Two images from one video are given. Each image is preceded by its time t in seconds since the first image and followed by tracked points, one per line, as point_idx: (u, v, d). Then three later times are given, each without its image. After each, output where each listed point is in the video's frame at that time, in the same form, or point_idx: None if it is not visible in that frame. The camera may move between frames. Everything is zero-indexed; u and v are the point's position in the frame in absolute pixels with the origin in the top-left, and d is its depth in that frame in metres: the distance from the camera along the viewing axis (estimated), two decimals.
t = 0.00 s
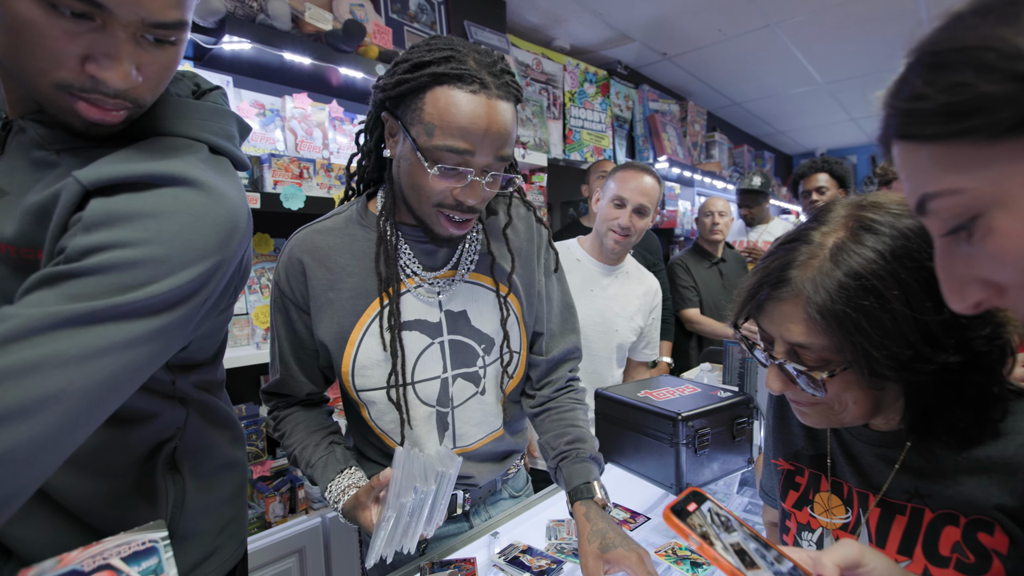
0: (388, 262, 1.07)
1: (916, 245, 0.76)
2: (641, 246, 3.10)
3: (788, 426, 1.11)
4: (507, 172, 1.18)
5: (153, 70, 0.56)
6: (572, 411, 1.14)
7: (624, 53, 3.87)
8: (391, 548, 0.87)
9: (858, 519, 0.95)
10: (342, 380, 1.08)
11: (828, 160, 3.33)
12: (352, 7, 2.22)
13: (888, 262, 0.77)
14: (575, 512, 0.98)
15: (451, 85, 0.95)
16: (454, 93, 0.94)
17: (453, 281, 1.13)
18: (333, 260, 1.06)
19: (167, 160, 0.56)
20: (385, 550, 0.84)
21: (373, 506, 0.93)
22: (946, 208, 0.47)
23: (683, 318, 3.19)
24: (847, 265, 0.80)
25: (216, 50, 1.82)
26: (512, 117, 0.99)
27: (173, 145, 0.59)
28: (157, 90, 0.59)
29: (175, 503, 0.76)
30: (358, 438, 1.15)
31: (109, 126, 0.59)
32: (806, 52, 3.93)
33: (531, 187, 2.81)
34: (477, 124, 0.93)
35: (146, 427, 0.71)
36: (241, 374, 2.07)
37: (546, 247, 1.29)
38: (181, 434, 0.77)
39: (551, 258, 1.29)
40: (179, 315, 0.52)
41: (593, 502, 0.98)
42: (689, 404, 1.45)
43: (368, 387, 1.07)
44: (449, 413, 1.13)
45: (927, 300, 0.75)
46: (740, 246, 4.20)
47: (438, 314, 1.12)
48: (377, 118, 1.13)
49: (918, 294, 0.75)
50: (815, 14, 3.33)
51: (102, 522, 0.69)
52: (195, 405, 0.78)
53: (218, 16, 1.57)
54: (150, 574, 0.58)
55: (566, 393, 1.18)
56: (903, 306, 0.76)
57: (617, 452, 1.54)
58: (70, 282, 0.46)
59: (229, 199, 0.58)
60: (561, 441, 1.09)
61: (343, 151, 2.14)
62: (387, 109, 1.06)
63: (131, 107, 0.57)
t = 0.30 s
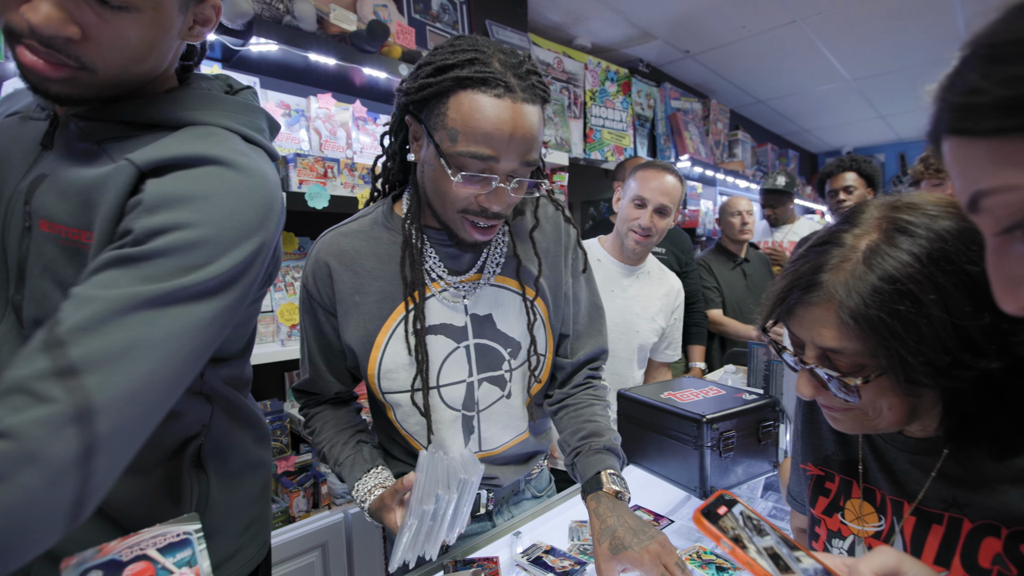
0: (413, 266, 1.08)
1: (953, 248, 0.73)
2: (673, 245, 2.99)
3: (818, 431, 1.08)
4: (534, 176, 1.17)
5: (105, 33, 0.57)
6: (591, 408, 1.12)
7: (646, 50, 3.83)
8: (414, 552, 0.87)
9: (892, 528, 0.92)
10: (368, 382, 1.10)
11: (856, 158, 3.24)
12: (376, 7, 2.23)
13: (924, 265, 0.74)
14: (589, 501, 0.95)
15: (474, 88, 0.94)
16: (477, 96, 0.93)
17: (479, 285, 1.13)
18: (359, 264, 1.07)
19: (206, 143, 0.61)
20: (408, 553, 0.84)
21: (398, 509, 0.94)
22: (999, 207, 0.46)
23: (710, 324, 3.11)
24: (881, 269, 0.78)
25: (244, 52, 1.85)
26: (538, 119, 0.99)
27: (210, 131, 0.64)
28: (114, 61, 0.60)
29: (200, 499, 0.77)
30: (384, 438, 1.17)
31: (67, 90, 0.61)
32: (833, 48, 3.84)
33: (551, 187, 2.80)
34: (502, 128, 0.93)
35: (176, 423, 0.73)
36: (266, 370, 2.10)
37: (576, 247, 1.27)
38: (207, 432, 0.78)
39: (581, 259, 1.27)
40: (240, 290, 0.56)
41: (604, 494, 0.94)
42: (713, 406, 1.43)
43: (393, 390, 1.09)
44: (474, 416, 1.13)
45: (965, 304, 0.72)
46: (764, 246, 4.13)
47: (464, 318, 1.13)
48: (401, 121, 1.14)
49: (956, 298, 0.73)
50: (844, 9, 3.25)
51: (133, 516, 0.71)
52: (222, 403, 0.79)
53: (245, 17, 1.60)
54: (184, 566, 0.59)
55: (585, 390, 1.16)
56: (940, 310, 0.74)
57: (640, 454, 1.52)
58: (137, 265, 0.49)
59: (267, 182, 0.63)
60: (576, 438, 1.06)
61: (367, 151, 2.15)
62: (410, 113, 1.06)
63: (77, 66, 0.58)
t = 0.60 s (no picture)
0: (425, 271, 1.09)
1: (974, 251, 0.74)
2: (690, 247, 2.89)
3: (829, 436, 1.08)
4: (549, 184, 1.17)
5: (109, 25, 0.59)
6: (584, 431, 1.06)
7: (654, 54, 3.83)
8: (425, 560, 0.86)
9: (905, 534, 0.92)
10: (378, 386, 1.11)
11: (864, 162, 3.22)
12: (386, 12, 2.23)
13: (946, 270, 0.75)
14: (549, 536, 0.91)
15: (491, 94, 0.95)
16: (494, 102, 0.94)
17: (489, 290, 1.14)
18: (371, 267, 1.08)
19: (226, 141, 0.66)
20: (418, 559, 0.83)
21: (407, 514, 0.95)
22: None
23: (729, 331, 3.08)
24: (902, 273, 0.78)
25: (255, 56, 1.87)
26: (555, 125, 0.99)
27: (223, 124, 0.69)
28: (123, 53, 0.61)
29: (216, 499, 0.78)
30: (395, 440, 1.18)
31: (84, 87, 0.62)
32: (842, 51, 3.83)
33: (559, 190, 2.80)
34: (519, 134, 0.94)
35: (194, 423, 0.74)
36: (274, 372, 2.12)
37: (589, 255, 1.22)
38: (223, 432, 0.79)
39: (593, 269, 1.22)
40: (284, 279, 0.65)
41: (566, 534, 0.89)
42: (722, 410, 1.43)
43: (403, 395, 1.10)
44: (485, 422, 1.14)
45: (988, 307, 0.72)
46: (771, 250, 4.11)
47: (475, 324, 1.14)
48: (416, 125, 1.15)
49: (977, 301, 0.73)
50: (854, 12, 3.24)
51: (152, 515, 0.72)
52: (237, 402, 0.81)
53: (257, 23, 1.62)
54: (198, 567, 0.60)
55: (583, 409, 1.10)
56: (962, 314, 0.73)
57: (647, 458, 1.51)
58: (199, 273, 0.57)
59: (289, 177, 0.70)
60: (560, 461, 1.02)
61: (375, 154, 2.17)
62: (426, 117, 1.07)
63: (87, 59, 0.60)
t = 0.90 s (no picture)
0: (439, 275, 1.10)
1: (1001, 254, 0.74)
2: (707, 253, 2.86)
3: (846, 442, 1.07)
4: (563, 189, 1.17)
5: (153, 40, 0.67)
6: (596, 439, 1.06)
7: (664, 59, 3.84)
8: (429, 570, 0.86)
9: (926, 541, 0.91)
10: (391, 391, 1.12)
11: (877, 166, 3.19)
12: (398, 19, 2.25)
13: (973, 272, 0.75)
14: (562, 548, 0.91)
15: (506, 98, 0.96)
16: (509, 106, 0.95)
17: (502, 295, 1.14)
18: (385, 272, 1.09)
19: (267, 151, 0.77)
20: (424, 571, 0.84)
21: (415, 522, 0.95)
22: None
23: (743, 337, 3.05)
24: (928, 275, 0.77)
25: (271, 63, 1.90)
26: (568, 129, 1.00)
27: (257, 134, 0.79)
28: (162, 63, 0.69)
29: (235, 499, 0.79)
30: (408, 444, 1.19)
31: (124, 95, 0.70)
32: (854, 55, 3.81)
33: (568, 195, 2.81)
34: (533, 137, 0.94)
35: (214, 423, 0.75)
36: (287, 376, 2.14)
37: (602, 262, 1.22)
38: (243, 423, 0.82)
39: (605, 275, 1.21)
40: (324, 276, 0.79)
41: (579, 547, 0.89)
42: (733, 416, 1.42)
43: (416, 400, 1.11)
44: (498, 427, 1.14)
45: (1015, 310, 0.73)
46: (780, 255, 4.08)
47: (487, 329, 1.14)
48: (431, 130, 1.16)
49: (1006, 303, 0.73)
50: (865, 16, 3.22)
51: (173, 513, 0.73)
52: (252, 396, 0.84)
53: (272, 30, 1.66)
54: (219, 566, 0.60)
55: (595, 416, 1.10)
56: (990, 317, 0.74)
57: (658, 463, 1.50)
58: (268, 276, 0.70)
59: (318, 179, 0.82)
60: (572, 470, 1.02)
61: (387, 160, 2.19)
62: (441, 122, 1.08)
63: (132, 69, 0.67)
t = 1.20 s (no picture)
0: (444, 275, 1.11)
1: None
2: (717, 251, 2.84)
3: (858, 441, 1.07)
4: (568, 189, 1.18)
5: (177, 60, 0.76)
6: (613, 415, 1.11)
7: (671, 56, 3.82)
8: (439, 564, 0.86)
9: (938, 541, 0.91)
10: (398, 390, 1.13)
11: (888, 163, 3.16)
12: (404, 20, 2.26)
13: (995, 268, 0.73)
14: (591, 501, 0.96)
15: (510, 97, 0.96)
16: (513, 106, 0.96)
17: (507, 295, 1.15)
18: (391, 273, 1.10)
19: (272, 162, 0.89)
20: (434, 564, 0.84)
21: (425, 517, 0.96)
22: None
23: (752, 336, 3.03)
24: (948, 270, 0.76)
25: (278, 65, 1.91)
26: (572, 128, 1.00)
27: (260, 147, 0.91)
28: (182, 80, 0.77)
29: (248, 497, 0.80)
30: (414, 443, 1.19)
31: (145, 108, 0.77)
32: (864, 50, 3.77)
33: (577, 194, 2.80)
34: (538, 137, 0.95)
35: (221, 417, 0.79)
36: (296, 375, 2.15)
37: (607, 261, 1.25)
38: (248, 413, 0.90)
39: (610, 274, 1.25)
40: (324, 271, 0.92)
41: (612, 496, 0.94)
42: (742, 415, 1.41)
43: (422, 399, 1.11)
44: (502, 426, 1.15)
45: None
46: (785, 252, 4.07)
47: (493, 328, 1.14)
48: (435, 131, 1.17)
49: None
50: (876, 11, 3.19)
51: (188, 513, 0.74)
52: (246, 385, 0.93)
53: (280, 34, 1.69)
54: (231, 564, 0.61)
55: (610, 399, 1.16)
56: (1012, 314, 0.71)
57: (666, 462, 1.50)
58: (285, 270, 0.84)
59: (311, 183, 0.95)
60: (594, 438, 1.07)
61: (395, 160, 2.20)
62: (445, 123, 1.09)
63: (156, 85, 0.76)
